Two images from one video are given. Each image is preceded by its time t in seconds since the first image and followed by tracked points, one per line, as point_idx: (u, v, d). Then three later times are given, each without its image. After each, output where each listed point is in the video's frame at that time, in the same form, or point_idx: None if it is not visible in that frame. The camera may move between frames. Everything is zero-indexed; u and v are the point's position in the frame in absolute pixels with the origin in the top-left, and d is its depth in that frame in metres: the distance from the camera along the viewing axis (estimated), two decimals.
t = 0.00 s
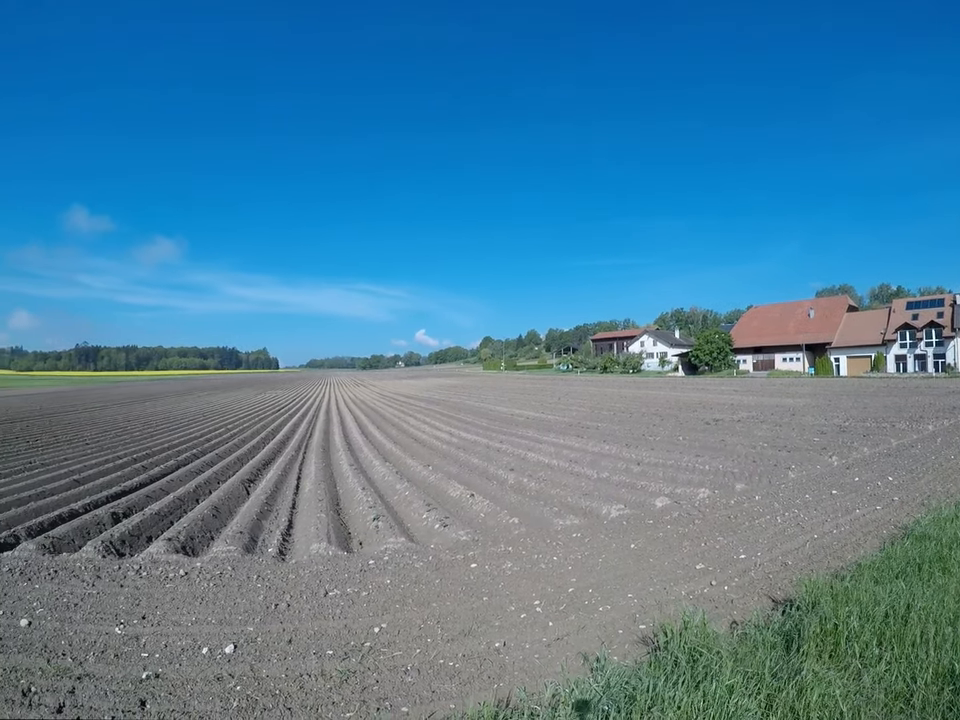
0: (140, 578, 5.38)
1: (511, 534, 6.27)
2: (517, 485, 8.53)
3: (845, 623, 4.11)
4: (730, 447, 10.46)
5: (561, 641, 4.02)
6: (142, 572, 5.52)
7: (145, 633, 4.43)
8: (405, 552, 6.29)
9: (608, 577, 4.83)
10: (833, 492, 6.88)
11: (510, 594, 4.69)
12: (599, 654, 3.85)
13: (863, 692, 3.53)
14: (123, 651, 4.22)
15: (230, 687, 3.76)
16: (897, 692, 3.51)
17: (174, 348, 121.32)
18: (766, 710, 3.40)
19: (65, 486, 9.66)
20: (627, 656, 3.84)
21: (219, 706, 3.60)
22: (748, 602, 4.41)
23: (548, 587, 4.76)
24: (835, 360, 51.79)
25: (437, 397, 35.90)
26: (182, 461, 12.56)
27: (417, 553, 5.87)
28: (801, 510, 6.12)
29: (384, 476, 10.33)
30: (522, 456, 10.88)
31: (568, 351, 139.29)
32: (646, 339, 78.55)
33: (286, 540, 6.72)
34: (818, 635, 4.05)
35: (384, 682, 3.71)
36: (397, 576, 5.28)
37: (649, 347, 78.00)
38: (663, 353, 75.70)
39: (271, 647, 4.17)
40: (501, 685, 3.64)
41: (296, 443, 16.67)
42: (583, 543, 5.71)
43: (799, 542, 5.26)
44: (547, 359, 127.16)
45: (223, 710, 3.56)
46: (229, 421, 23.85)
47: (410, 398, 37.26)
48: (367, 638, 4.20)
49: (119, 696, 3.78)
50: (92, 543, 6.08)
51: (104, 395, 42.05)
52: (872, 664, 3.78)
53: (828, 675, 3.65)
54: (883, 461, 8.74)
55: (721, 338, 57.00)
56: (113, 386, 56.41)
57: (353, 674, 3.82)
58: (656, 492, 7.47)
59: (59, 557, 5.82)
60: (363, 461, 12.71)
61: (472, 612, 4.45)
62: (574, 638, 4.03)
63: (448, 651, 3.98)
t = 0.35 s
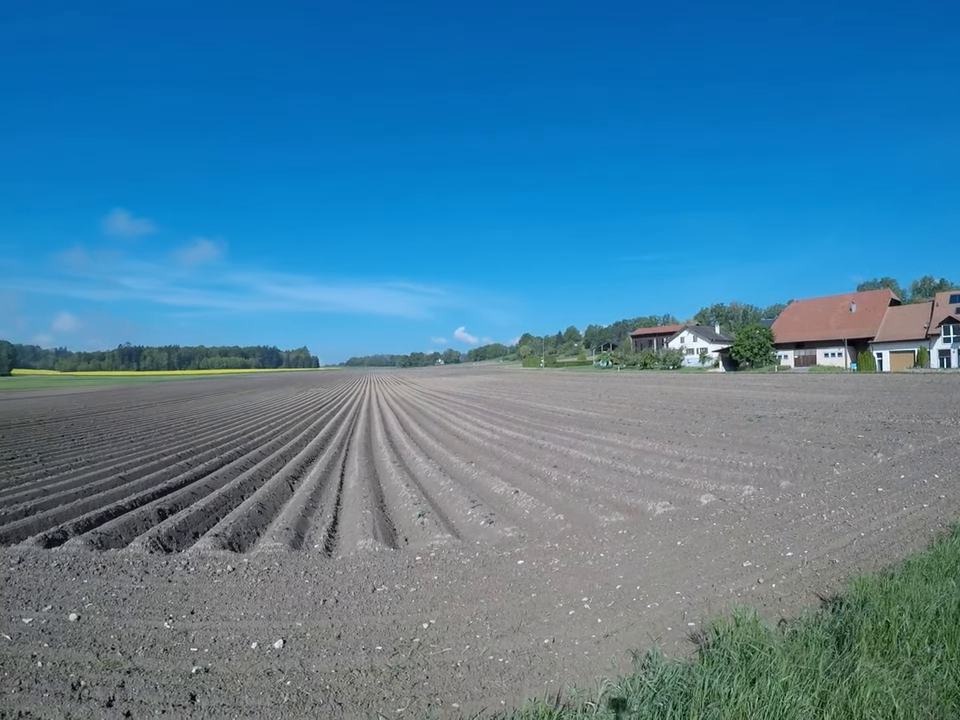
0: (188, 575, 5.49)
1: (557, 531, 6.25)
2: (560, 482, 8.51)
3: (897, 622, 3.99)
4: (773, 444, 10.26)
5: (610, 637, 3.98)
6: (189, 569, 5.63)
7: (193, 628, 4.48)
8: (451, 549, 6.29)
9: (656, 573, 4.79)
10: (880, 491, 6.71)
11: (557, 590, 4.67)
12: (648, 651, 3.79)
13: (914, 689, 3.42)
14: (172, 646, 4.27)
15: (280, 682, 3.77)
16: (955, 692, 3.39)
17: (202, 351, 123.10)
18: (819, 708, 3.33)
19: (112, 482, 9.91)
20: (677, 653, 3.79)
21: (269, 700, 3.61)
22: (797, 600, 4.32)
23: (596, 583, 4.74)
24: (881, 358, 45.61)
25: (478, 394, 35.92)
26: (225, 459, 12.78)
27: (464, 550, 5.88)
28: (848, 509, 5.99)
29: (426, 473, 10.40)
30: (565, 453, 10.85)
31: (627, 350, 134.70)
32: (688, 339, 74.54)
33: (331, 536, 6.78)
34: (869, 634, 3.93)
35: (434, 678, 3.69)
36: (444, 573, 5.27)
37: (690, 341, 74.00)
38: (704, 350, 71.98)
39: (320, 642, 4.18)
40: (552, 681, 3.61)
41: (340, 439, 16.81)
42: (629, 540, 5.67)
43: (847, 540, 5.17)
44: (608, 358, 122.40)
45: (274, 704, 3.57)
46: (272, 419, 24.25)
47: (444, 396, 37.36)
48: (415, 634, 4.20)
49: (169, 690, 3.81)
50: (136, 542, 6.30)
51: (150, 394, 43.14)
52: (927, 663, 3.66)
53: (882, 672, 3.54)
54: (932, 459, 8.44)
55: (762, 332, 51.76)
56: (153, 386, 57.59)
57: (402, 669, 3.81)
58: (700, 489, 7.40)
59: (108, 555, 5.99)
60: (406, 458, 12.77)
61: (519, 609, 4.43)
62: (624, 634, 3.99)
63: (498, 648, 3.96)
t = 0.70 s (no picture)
0: (227, 569, 5.57)
1: (595, 528, 6.24)
2: (596, 480, 8.49)
3: (942, 622, 3.91)
4: (809, 444, 10.10)
5: (650, 635, 3.96)
6: (228, 563, 5.71)
7: (233, 622, 4.53)
8: (489, 546, 6.29)
9: (696, 572, 4.77)
10: (919, 491, 6.59)
11: (596, 588, 4.66)
12: (689, 649, 3.77)
13: None
14: (212, 639, 4.32)
15: (322, 676, 3.79)
16: None
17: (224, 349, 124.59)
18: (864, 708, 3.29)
19: (150, 476, 10.14)
20: (717, 650, 3.76)
21: (311, 694, 3.64)
22: (838, 601, 4.26)
23: (635, 581, 4.73)
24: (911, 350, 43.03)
25: (511, 391, 36.07)
26: (259, 454, 12.99)
27: (502, 546, 5.88)
28: (887, 510, 5.89)
29: (462, 470, 10.46)
30: (600, 451, 10.83)
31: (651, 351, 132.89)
32: (720, 334, 73.66)
33: (368, 532, 6.82)
34: (913, 634, 3.85)
35: (475, 675, 3.70)
36: (483, 569, 5.29)
37: (724, 338, 72.97)
38: (738, 346, 70.83)
39: (360, 637, 4.20)
40: (593, 679, 3.59)
41: (373, 436, 16.95)
42: (667, 538, 5.66)
43: (886, 540, 5.10)
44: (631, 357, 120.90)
45: (316, 698, 3.60)
46: (307, 415, 24.59)
47: (474, 393, 37.38)
48: (455, 630, 4.21)
49: (210, 683, 3.85)
50: (176, 537, 6.45)
51: (188, 390, 43.98)
52: None
53: (927, 673, 3.47)
54: None
55: (797, 330, 48.70)
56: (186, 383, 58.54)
57: (443, 665, 3.82)
58: (736, 488, 7.34)
59: (148, 550, 6.13)
60: (440, 455, 12.81)
61: (558, 606, 4.42)
62: (664, 633, 3.97)
63: (539, 645, 3.95)
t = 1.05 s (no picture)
0: (263, 563, 5.64)
1: (630, 527, 6.25)
2: (630, 478, 8.50)
3: None
4: (844, 445, 10.01)
5: (686, 635, 3.96)
6: (264, 557, 5.78)
7: (270, 615, 4.58)
8: (524, 543, 6.31)
9: (731, 572, 4.77)
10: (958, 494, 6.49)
11: (631, 587, 4.67)
12: (725, 648, 3.76)
13: None
14: (249, 632, 4.37)
15: (359, 671, 3.83)
16: None
17: (245, 344, 125.90)
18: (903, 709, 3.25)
19: (184, 469, 10.32)
20: (754, 650, 3.75)
21: (349, 688, 3.68)
22: (874, 602, 4.21)
23: (671, 580, 4.74)
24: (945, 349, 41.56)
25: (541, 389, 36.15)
26: (287, 449, 13.19)
27: (536, 544, 5.90)
28: (924, 513, 5.83)
29: (496, 467, 10.52)
30: (633, 450, 10.83)
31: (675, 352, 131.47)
32: (752, 334, 73.22)
33: (403, 528, 6.88)
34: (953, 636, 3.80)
35: (512, 671, 3.72)
36: (519, 566, 5.31)
37: (754, 338, 72.41)
38: (769, 346, 70.22)
39: (397, 632, 4.23)
40: (630, 677, 3.59)
41: (405, 433, 17.06)
42: (702, 538, 5.65)
43: (922, 543, 5.06)
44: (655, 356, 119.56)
45: (354, 692, 3.63)
46: (338, 411, 24.86)
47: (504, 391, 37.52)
48: (492, 627, 4.23)
49: (248, 675, 3.90)
50: (212, 530, 6.59)
51: (223, 386, 44.79)
52: None
53: None
54: None
55: (829, 329, 48.37)
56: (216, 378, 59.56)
57: (480, 661, 3.85)
58: (769, 489, 7.32)
59: (184, 544, 6.28)
60: (473, 452, 12.90)
61: (594, 605, 4.43)
62: (700, 632, 3.97)
63: (575, 643, 3.97)
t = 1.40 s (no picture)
0: (292, 559, 5.70)
1: (658, 527, 6.26)
2: (656, 478, 8.49)
3: None
4: (873, 447, 9.90)
5: (715, 635, 3.96)
6: (292, 553, 5.83)
7: (300, 610, 4.63)
8: (552, 541, 6.33)
9: (761, 573, 4.76)
10: None
11: (661, 586, 4.68)
12: (755, 649, 3.75)
13: None
14: (278, 628, 4.41)
15: (389, 667, 3.86)
16: None
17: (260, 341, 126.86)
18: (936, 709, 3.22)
19: (210, 465, 10.46)
20: (784, 650, 3.74)
21: (380, 683, 3.71)
22: (905, 605, 4.18)
23: (700, 580, 4.74)
24: None
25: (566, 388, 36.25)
26: (309, 446, 13.32)
27: (564, 543, 5.92)
28: (956, 516, 5.76)
29: (521, 465, 10.55)
30: (659, 449, 10.80)
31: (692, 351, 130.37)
32: (779, 334, 72.82)
33: (430, 525, 6.92)
34: None
35: (543, 669, 3.74)
36: (548, 564, 5.32)
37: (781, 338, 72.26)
38: (795, 346, 69.80)
39: (426, 629, 4.27)
40: (660, 675, 3.60)
41: (429, 430, 17.16)
42: (730, 538, 5.65)
43: (952, 546, 5.02)
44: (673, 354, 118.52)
45: (384, 687, 3.66)
46: (362, 408, 25.08)
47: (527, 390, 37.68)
48: (521, 625, 4.25)
49: (279, 670, 3.94)
50: (241, 526, 6.69)
51: (249, 383, 45.35)
52: None
53: None
54: None
55: (856, 329, 47.96)
56: (237, 375, 60.26)
57: (511, 658, 3.87)
58: (798, 490, 7.28)
59: (212, 539, 6.38)
60: (499, 450, 12.94)
61: (623, 604, 4.45)
62: (729, 632, 3.97)
63: (604, 641, 3.99)
